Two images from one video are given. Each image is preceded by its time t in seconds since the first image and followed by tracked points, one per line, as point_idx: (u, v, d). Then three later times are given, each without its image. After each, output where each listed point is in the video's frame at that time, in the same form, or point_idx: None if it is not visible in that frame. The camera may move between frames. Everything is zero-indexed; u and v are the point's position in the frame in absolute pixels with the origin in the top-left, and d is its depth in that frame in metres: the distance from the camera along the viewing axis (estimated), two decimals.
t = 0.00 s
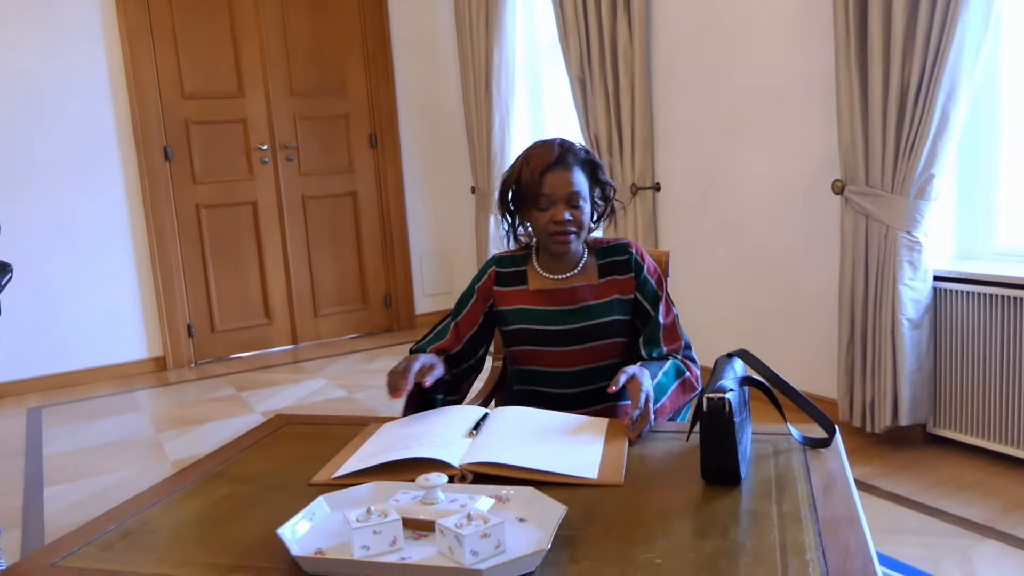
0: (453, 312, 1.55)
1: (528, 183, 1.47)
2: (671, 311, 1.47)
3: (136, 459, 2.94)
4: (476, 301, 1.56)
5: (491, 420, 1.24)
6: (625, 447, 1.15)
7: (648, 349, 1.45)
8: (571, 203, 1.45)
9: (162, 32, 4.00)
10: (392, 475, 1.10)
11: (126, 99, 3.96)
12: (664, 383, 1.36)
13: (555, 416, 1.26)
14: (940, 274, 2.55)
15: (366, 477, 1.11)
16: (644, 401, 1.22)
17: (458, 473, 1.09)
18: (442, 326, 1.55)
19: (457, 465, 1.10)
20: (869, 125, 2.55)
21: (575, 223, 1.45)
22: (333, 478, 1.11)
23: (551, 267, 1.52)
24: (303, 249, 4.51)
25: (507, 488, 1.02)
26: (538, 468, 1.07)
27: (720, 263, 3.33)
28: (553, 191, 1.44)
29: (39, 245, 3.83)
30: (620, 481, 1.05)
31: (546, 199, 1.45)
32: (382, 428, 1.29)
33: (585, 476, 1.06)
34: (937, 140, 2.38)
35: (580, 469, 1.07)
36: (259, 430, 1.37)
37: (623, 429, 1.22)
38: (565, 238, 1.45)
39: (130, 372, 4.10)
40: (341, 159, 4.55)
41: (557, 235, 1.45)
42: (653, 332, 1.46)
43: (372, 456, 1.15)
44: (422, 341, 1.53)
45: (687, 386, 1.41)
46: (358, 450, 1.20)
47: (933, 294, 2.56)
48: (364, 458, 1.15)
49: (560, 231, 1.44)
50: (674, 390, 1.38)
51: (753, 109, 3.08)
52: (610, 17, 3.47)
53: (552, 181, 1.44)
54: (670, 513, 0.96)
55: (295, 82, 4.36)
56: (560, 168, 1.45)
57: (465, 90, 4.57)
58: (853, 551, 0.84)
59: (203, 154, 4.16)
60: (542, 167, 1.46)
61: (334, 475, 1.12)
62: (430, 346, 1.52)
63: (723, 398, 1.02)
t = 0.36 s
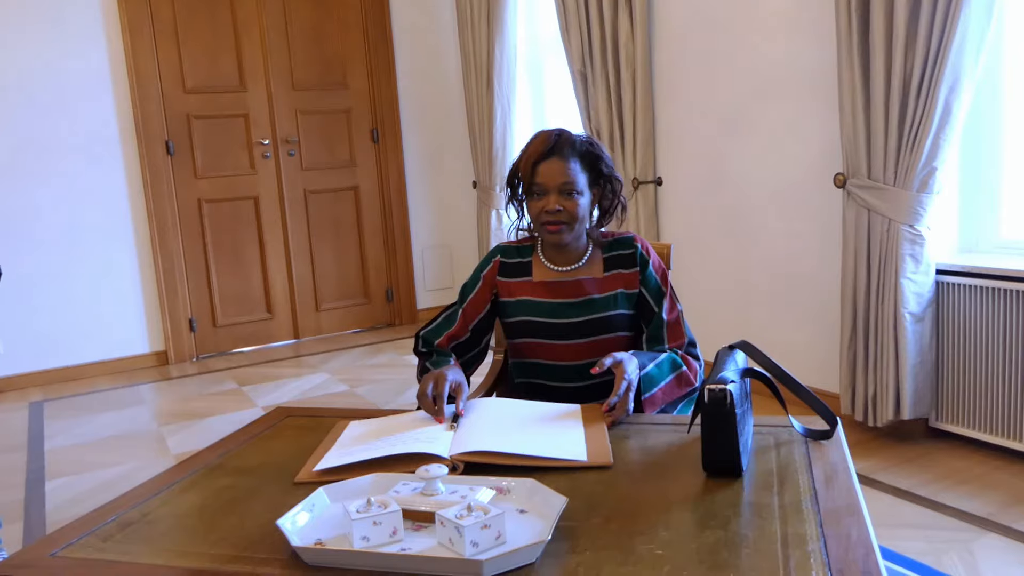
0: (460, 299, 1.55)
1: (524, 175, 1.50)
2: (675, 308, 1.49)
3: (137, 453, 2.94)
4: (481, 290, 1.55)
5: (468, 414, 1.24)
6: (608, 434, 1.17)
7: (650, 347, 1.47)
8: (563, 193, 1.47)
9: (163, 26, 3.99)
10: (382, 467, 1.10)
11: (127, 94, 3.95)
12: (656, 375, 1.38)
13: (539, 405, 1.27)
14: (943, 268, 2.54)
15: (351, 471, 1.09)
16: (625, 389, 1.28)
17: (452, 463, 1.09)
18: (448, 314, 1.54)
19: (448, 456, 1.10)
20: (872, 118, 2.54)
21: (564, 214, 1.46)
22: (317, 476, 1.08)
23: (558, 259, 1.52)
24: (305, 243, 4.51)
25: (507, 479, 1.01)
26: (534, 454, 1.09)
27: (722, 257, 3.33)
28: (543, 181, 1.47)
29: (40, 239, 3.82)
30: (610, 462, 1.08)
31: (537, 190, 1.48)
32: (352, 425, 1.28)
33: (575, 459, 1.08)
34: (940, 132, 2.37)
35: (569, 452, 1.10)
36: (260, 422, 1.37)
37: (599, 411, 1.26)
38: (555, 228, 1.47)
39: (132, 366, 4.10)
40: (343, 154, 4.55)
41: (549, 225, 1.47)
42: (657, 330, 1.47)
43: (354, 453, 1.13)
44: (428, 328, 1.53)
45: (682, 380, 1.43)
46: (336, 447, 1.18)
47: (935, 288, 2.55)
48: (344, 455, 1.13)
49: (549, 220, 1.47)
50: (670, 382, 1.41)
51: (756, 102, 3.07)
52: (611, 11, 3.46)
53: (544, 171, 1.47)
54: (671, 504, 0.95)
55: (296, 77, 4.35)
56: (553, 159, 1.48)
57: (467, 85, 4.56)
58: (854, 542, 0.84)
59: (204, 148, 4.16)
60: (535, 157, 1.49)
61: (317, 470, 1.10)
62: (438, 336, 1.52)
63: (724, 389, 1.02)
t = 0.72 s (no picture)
0: (464, 295, 1.55)
1: (532, 168, 1.50)
2: (681, 305, 1.48)
3: (141, 452, 2.94)
4: (486, 285, 1.55)
5: (447, 413, 1.24)
6: (586, 428, 1.18)
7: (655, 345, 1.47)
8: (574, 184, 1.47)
9: (163, 25, 3.99)
10: (373, 464, 1.09)
11: (128, 93, 3.95)
12: (645, 372, 1.37)
13: (524, 402, 1.28)
14: (945, 260, 2.53)
15: (337, 471, 1.08)
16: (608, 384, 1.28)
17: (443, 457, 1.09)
18: (452, 310, 1.53)
19: (429, 452, 1.10)
20: (873, 110, 2.53)
21: (576, 204, 1.46)
22: (299, 476, 1.08)
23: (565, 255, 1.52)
24: (307, 241, 4.51)
25: (509, 473, 1.01)
26: (527, 449, 1.09)
27: (724, 251, 3.32)
28: (553, 172, 1.47)
29: (42, 240, 3.82)
30: (592, 455, 1.08)
31: (547, 182, 1.48)
32: (329, 424, 1.27)
33: (558, 454, 1.09)
34: (941, 123, 2.36)
35: (553, 447, 1.10)
36: (263, 419, 1.37)
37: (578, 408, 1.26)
38: (567, 219, 1.46)
39: (135, 366, 4.10)
40: (344, 151, 4.54)
41: (559, 217, 1.47)
42: (661, 327, 1.47)
43: (336, 454, 1.13)
44: (432, 321, 1.53)
45: (675, 378, 1.41)
46: (315, 447, 1.18)
47: (938, 280, 2.55)
48: (326, 456, 1.13)
49: (561, 212, 1.46)
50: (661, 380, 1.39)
51: (756, 95, 3.06)
52: (611, 5, 3.45)
53: (553, 162, 1.47)
54: (673, 496, 0.95)
55: (296, 75, 4.35)
56: (562, 150, 1.48)
57: (467, 80, 4.56)
58: (859, 532, 0.83)
59: (205, 147, 4.16)
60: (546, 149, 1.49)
61: (299, 472, 1.09)
62: (442, 331, 1.51)
63: (726, 380, 1.02)
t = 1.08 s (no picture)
0: (464, 295, 1.56)
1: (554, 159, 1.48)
2: (677, 300, 1.49)
3: (143, 454, 2.94)
4: (486, 285, 1.54)
5: (447, 408, 1.24)
6: (587, 423, 1.18)
7: (650, 343, 1.48)
8: (597, 179, 1.48)
9: (160, 26, 3.99)
10: (372, 460, 1.09)
11: (126, 94, 3.94)
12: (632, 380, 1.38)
13: (523, 400, 1.28)
14: (944, 251, 2.53)
15: (338, 465, 1.09)
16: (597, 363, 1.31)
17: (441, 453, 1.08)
18: (456, 308, 1.56)
19: (429, 448, 1.10)
20: (870, 102, 2.53)
21: (602, 199, 1.47)
22: (299, 474, 1.07)
23: (564, 253, 1.51)
24: (306, 241, 4.51)
25: (509, 468, 1.01)
26: (525, 446, 1.09)
27: (723, 246, 3.32)
28: (581, 165, 1.47)
29: (42, 243, 3.82)
30: (593, 450, 1.08)
31: (573, 174, 1.47)
32: (329, 420, 1.27)
33: (559, 449, 1.08)
34: (939, 115, 2.36)
35: (553, 443, 1.10)
36: (263, 417, 1.37)
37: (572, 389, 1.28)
38: (595, 213, 1.46)
39: (135, 367, 4.10)
40: (342, 150, 4.54)
41: (586, 210, 1.46)
42: (657, 325, 1.48)
43: (335, 446, 1.12)
44: (436, 325, 1.56)
45: (662, 382, 1.41)
46: (315, 442, 1.17)
47: (937, 271, 2.54)
48: (325, 450, 1.12)
49: (592, 204, 1.46)
50: (649, 385, 1.40)
51: (754, 89, 3.05)
52: (608, 0, 3.44)
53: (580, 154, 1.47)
54: (674, 489, 0.95)
55: (294, 74, 4.34)
56: (586, 146, 1.49)
57: (465, 77, 4.55)
58: (860, 523, 0.83)
59: (204, 147, 4.16)
60: (571, 141, 1.48)
61: (303, 462, 1.10)
62: (445, 332, 1.54)
63: (725, 373, 1.01)
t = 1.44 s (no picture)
0: (462, 294, 1.55)
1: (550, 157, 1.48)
2: (672, 297, 1.49)
3: (141, 453, 2.94)
4: (484, 282, 1.54)
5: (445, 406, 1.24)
6: (586, 420, 1.18)
7: (647, 342, 1.49)
8: (591, 178, 1.48)
9: (157, 25, 3.98)
10: (370, 458, 1.09)
11: (123, 93, 3.94)
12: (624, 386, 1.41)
13: (521, 397, 1.27)
14: (942, 248, 2.53)
15: (337, 464, 1.08)
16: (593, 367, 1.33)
17: (440, 449, 1.08)
18: (454, 308, 1.56)
19: (428, 445, 1.10)
20: (868, 99, 2.52)
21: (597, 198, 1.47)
22: (298, 471, 1.07)
23: (560, 251, 1.50)
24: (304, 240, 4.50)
25: (507, 465, 1.01)
26: (522, 445, 1.09)
27: (722, 244, 3.32)
28: (576, 164, 1.46)
29: (40, 243, 3.82)
30: (592, 447, 1.08)
31: (569, 173, 1.46)
32: (328, 419, 1.27)
33: (557, 446, 1.08)
34: (936, 112, 2.36)
35: (552, 439, 1.10)
36: (260, 415, 1.36)
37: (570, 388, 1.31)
38: (590, 211, 1.46)
39: (133, 367, 4.10)
40: (340, 149, 4.54)
41: (582, 208, 1.45)
42: (652, 322, 1.48)
43: (334, 446, 1.12)
44: (436, 324, 1.54)
45: (660, 385, 1.43)
46: (314, 441, 1.17)
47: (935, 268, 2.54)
48: (324, 449, 1.12)
49: (587, 202, 1.45)
50: (644, 390, 1.42)
51: (752, 86, 3.05)
52: None
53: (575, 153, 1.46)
54: (673, 485, 0.95)
55: (291, 73, 4.34)
56: (581, 144, 1.49)
57: (463, 75, 4.55)
58: (858, 518, 0.83)
59: (202, 146, 4.15)
60: (567, 139, 1.48)
61: (301, 466, 1.08)
62: (448, 329, 1.53)
63: (724, 368, 1.01)
